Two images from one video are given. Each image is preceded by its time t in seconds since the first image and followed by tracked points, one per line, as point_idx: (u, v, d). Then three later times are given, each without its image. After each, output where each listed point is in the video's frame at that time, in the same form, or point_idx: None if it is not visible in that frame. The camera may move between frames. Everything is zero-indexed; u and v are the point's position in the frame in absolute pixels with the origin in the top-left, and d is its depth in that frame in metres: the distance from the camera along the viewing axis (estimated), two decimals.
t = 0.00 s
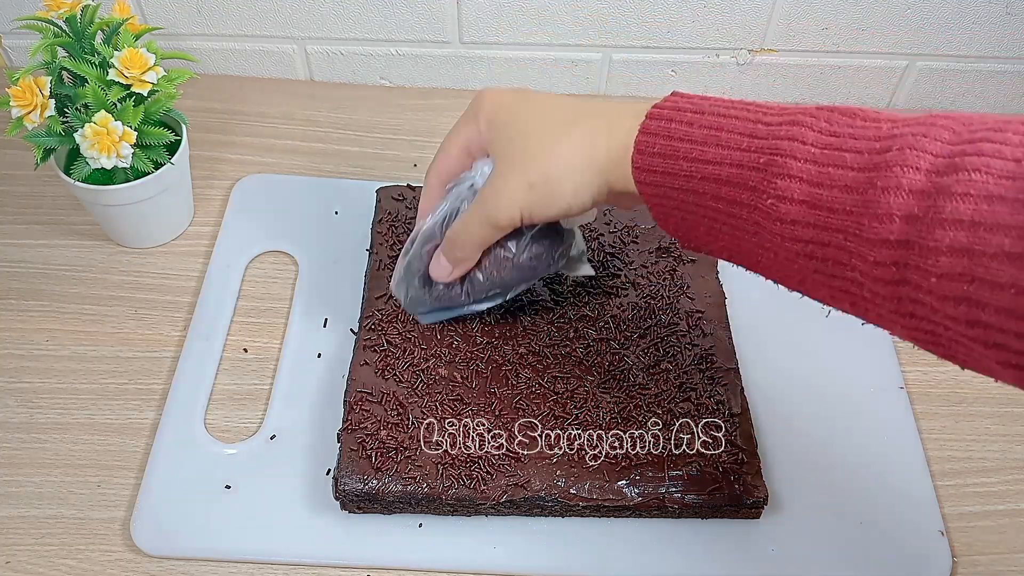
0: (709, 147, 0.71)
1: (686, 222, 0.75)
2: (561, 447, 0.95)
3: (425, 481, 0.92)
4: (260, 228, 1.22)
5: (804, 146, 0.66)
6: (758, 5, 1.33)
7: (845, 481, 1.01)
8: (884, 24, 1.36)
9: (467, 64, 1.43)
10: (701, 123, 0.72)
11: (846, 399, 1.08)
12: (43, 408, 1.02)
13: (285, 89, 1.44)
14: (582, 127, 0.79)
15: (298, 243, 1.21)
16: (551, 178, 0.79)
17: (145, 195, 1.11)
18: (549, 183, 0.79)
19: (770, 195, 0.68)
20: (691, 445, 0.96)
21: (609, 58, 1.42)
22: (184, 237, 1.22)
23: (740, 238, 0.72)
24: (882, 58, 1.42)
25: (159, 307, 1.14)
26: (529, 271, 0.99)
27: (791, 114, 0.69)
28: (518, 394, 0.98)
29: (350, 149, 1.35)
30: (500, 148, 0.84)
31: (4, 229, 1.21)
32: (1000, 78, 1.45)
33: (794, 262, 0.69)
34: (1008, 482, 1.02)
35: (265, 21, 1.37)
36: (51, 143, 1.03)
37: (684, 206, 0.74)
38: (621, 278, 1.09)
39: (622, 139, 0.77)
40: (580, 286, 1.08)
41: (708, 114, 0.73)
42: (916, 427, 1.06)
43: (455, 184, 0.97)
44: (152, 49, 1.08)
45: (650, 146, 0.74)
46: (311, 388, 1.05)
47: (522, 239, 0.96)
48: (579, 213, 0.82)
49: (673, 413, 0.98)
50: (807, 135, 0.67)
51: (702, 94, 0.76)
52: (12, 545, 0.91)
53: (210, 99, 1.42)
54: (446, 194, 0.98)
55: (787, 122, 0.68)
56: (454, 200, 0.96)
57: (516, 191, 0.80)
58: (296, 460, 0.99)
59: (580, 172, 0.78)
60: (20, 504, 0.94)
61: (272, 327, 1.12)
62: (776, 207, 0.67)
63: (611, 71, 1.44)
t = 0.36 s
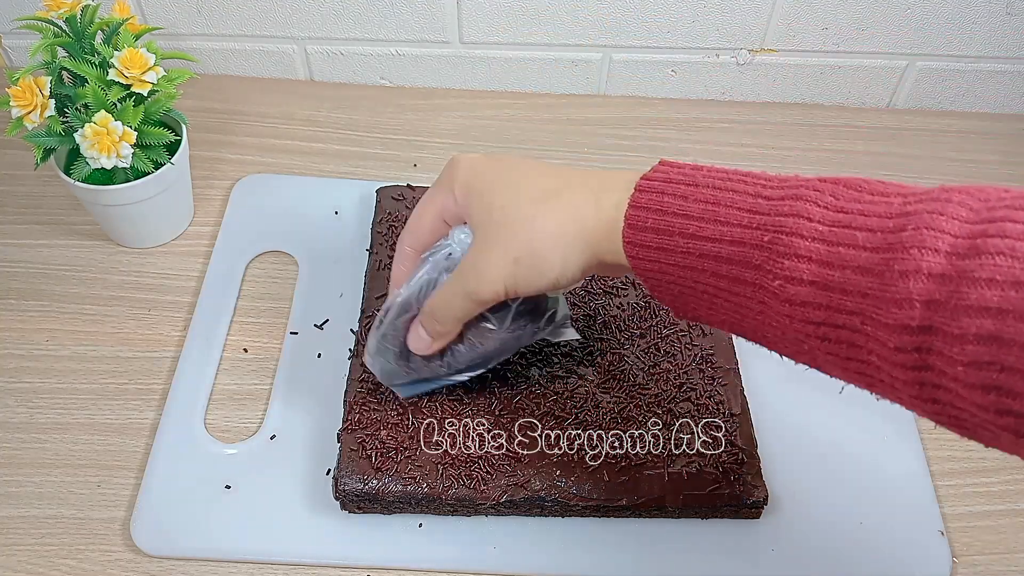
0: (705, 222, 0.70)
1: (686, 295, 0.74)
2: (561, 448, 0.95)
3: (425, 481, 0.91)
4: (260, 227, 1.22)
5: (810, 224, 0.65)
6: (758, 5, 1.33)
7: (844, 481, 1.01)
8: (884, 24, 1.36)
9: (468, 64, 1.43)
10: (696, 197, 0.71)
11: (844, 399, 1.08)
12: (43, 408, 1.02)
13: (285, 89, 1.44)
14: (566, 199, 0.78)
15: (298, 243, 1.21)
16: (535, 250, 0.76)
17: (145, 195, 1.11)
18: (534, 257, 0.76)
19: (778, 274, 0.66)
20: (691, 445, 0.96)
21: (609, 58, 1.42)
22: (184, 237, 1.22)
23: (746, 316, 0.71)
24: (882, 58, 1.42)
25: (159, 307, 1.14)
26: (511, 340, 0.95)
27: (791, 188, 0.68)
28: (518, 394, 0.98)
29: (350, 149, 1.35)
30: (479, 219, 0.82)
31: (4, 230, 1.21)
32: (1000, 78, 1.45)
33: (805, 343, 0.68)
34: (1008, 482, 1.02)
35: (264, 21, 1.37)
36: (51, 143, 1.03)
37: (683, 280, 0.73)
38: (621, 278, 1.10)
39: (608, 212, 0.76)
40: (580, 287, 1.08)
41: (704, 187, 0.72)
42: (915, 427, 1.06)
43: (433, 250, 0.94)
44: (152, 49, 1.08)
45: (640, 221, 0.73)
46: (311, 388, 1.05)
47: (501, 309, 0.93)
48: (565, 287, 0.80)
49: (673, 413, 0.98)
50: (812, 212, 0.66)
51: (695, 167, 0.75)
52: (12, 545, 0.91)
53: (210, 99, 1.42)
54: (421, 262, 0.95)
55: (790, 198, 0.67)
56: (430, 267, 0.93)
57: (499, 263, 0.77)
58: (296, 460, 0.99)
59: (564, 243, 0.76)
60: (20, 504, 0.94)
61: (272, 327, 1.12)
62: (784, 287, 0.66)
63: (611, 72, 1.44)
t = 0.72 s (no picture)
0: (897, 177, 0.64)
1: (869, 253, 0.69)
2: (561, 448, 0.95)
3: (425, 481, 0.92)
4: (260, 228, 1.22)
5: (1017, 177, 0.58)
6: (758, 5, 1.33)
7: (845, 481, 1.01)
8: (884, 24, 1.36)
9: (467, 64, 1.43)
10: (884, 149, 0.65)
11: (845, 400, 1.08)
12: (42, 408, 1.02)
13: (284, 89, 1.44)
14: (741, 171, 0.71)
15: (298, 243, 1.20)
16: (718, 233, 0.70)
17: (144, 195, 1.11)
18: (722, 239, 0.70)
19: (979, 231, 0.61)
20: (691, 445, 0.96)
21: (609, 58, 1.41)
22: (184, 237, 1.22)
23: (938, 275, 0.67)
24: (882, 58, 1.42)
25: (159, 307, 1.13)
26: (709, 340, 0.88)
27: (997, 133, 0.61)
28: (518, 394, 0.98)
29: (349, 149, 1.35)
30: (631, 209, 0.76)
31: (4, 230, 1.21)
32: (1000, 78, 1.44)
33: (1005, 304, 0.63)
34: (1008, 482, 1.01)
35: (264, 21, 1.37)
36: (51, 143, 1.03)
37: (865, 238, 0.68)
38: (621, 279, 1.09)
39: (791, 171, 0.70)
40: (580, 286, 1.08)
41: (892, 137, 0.66)
42: (916, 427, 1.06)
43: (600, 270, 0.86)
44: (152, 49, 1.08)
45: (819, 176, 0.67)
46: (311, 388, 1.05)
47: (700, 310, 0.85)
48: (756, 263, 0.73)
49: (673, 413, 0.98)
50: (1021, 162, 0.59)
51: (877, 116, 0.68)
52: (12, 546, 0.90)
53: (209, 99, 1.42)
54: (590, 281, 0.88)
55: (995, 145, 0.61)
56: (601, 286, 0.87)
57: (682, 250, 0.71)
58: (296, 460, 0.99)
59: (752, 223, 0.70)
60: (20, 504, 0.94)
61: (271, 327, 1.12)
62: (987, 246, 0.61)
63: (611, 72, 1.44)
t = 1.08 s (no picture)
0: (966, 240, 0.74)
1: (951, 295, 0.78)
2: (561, 448, 0.95)
3: (425, 481, 0.93)
4: (261, 228, 1.22)
5: None
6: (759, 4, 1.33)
7: (847, 479, 1.00)
8: (884, 24, 1.36)
9: (468, 64, 1.43)
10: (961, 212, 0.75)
11: (851, 396, 1.07)
12: (43, 408, 1.02)
13: (285, 90, 1.45)
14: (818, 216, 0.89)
15: (300, 245, 1.21)
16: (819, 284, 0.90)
17: (144, 195, 1.11)
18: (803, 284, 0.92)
19: None
20: (691, 445, 0.95)
21: (610, 58, 1.42)
22: (185, 237, 1.22)
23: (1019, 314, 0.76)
24: (883, 58, 1.42)
25: (160, 307, 1.14)
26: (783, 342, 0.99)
27: None
28: (518, 394, 0.98)
29: (349, 149, 1.35)
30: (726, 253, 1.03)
31: (4, 230, 1.21)
32: (1000, 78, 1.44)
33: None
34: (1008, 482, 1.01)
35: (265, 21, 1.37)
36: (52, 143, 1.05)
37: (949, 282, 0.77)
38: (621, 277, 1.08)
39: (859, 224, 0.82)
40: (580, 286, 1.07)
41: (969, 198, 0.75)
42: (918, 427, 1.06)
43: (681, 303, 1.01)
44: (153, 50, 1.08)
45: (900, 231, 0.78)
46: (311, 388, 1.05)
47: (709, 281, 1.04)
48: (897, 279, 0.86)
49: (673, 414, 0.96)
50: None
51: (966, 152, 0.79)
52: (13, 546, 0.90)
53: (210, 100, 1.42)
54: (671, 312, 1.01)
55: None
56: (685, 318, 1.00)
57: (773, 299, 0.96)
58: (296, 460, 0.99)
59: (837, 262, 0.87)
60: (20, 504, 0.94)
61: (273, 326, 1.11)
62: None
63: (612, 71, 1.44)
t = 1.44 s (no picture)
0: None
1: None
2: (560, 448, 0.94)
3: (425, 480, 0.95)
4: (269, 229, 1.23)
5: None
6: None
7: (864, 476, 0.98)
8: (901, 15, 1.35)
9: (480, 65, 1.44)
10: None
11: (862, 393, 1.05)
12: (68, 412, 1.03)
13: (300, 94, 1.46)
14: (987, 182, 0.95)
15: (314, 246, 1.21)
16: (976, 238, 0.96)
17: (161, 201, 1.12)
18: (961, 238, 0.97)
19: None
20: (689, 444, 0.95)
21: (624, 56, 1.41)
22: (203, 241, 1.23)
23: None
24: (899, 51, 1.41)
25: (180, 311, 1.15)
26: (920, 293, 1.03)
27: None
28: (519, 393, 0.96)
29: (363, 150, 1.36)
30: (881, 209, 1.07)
31: (28, 237, 1.23)
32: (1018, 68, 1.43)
33: None
34: None
35: (280, 26, 1.39)
36: (73, 151, 1.05)
37: None
38: (621, 275, 1.06)
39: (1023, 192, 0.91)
40: (580, 283, 1.05)
41: None
42: (931, 422, 1.03)
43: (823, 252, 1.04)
44: (171, 57, 1.09)
45: None
46: (311, 388, 1.05)
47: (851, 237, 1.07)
48: None
49: (673, 413, 0.95)
50: None
51: None
52: (42, 547, 0.92)
53: (227, 105, 1.43)
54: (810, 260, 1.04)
55: None
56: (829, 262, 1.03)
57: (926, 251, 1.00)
58: (296, 460, 0.98)
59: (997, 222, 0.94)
60: (48, 506, 0.95)
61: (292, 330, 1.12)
62: None
63: (625, 70, 1.44)
